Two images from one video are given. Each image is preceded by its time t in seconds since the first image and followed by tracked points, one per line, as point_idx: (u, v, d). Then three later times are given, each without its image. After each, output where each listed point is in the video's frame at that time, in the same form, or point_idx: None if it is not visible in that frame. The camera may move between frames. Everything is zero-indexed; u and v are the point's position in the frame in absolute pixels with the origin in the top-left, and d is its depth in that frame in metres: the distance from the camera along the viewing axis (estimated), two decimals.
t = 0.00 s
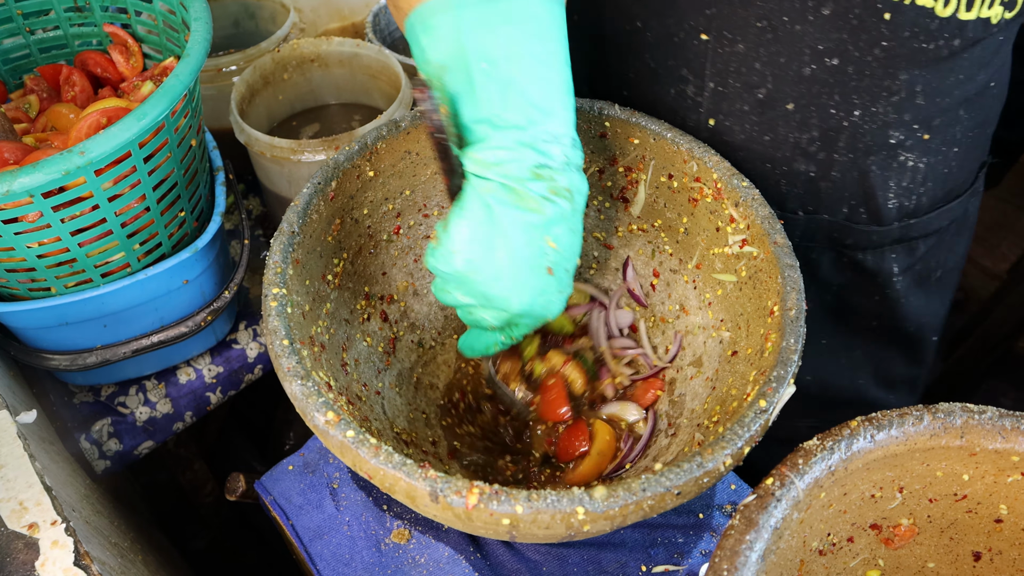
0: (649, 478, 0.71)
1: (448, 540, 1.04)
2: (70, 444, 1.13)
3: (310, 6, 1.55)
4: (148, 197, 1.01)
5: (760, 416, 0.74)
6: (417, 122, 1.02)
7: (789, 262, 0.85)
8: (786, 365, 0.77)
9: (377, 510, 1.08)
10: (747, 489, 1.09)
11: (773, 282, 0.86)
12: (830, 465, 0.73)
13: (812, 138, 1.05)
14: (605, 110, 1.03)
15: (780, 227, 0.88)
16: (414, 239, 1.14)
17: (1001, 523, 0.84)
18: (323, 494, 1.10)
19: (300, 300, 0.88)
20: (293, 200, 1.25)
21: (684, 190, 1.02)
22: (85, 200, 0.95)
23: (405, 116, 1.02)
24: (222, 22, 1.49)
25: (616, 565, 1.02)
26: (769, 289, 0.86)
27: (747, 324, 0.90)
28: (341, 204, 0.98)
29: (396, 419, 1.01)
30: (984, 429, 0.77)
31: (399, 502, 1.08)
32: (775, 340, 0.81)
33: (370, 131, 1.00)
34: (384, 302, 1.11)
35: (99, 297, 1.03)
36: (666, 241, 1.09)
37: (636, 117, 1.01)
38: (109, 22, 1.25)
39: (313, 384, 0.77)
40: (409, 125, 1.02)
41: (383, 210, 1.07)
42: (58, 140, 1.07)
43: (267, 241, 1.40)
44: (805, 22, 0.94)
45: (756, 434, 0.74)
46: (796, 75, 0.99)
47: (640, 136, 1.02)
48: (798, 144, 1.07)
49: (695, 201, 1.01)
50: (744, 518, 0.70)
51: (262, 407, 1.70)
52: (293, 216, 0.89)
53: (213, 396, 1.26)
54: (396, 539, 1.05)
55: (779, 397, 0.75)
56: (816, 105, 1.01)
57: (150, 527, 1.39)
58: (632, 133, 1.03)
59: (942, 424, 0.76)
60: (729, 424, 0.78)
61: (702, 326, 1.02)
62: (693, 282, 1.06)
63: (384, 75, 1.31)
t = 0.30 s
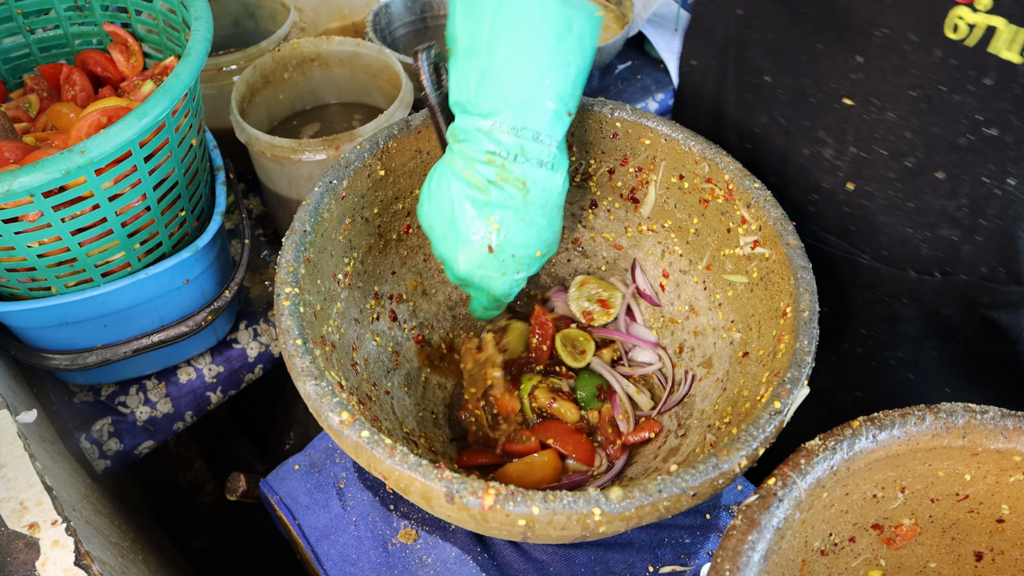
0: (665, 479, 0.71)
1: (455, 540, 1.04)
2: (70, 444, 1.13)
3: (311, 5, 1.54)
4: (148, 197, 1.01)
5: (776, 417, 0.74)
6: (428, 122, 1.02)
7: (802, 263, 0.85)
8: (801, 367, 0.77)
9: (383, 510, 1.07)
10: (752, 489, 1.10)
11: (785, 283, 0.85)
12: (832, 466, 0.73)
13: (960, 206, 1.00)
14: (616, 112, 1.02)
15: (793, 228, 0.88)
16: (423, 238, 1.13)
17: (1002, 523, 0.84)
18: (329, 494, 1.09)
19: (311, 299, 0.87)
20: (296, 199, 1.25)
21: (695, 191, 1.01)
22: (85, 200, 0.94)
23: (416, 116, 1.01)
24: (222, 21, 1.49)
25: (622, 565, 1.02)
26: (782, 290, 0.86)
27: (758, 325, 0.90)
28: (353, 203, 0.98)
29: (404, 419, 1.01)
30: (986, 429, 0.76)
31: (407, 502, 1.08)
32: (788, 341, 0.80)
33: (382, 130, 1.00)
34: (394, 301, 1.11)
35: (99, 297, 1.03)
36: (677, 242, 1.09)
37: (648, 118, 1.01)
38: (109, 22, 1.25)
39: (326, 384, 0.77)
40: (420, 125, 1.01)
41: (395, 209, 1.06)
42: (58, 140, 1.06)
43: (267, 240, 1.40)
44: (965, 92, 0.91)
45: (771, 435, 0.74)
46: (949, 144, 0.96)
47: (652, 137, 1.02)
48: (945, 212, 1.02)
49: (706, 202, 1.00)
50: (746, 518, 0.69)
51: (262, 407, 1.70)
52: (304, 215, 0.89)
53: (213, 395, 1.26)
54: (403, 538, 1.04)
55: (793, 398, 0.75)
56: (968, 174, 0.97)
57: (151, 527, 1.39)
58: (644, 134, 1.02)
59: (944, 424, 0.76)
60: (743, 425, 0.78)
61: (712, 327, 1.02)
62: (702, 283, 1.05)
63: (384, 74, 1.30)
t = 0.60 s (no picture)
0: (664, 481, 0.71)
1: (454, 541, 1.04)
2: (69, 445, 1.13)
3: (309, 5, 1.54)
4: (146, 197, 1.01)
5: (775, 418, 0.74)
6: (427, 122, 1.01)
7: (802, 264, 0.85)
8: (800, 368, 0.76)
9: (381, 510, 1.07)
10: (751, 490, 1.10)
11: (785, 284, 0.85)
12: (831, 466, 0.72)
13: None
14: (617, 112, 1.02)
15: (793, 229, 0.88)
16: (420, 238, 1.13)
17: (1001, 524, 0.84)
18: (327, 495, 1.09)
19: (310, 300, 0.87)
20: (295, 199, 1.25)
21: (695, 191, 1.00)
22: (83, 200, 0.94)
23: (413, 116, 1.01)
24: (221, 21, 1.49)
25: (621, 566, 1.02)
26: (782, 291, 0.86)
27: (758, 326, 0.90)
28: (351, 204, 0.97)
29: (403, 420, 1.01)
30: (985, 430, 0.76)
31: (405, 502, 1.07)
32: (788, 342, 0.80)
33: (382, 130, 0.99)
34: (393, 302, 1.11)
35: (96, 297, 1.02)
36: (676, 242, 1.07)
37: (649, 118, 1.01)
38: (107, 21, 1.25)
39: (326, 385, 0.77)
40: (419, 125, 1.01)
41: (393, 209, 1.06)
42: (55, 140, 1.06)
43: (265, 240, 1.40)
44: None
45: (771, 437, 0.74)
46: None
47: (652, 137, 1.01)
48: None
49: (706, 202, 0.99)
50: (745, 519, 0.69)
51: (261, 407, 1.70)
52: (303, 216, 0.88)
53: (212, 396, 1.26)
54: (401, 539, 1.04)
55: (794, 400, 0.75)
56: None
57: (149, 527, 1.39)
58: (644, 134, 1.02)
59: (943, 425, 0.76)
60: (742, 426, 0.77)
61: (712, 327, 1.02)
62: (702, 283, 1.05)
63: (382, 74, 1.30)
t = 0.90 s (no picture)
0: (660, 480, 0.71)
1: (452, 541, 1.04)
2: (67, 445, 1.13)
3: (307, 5, 1.54)
4: (143, 197, 1.01)
5: (771, 417, 0.74)
6: (424, 122, 1.01)
7: (798, 263, 0.85)
8: (797, 368, 0.76)
9: (379, 510, 1.07)
10: (748, 489, 1.10)
11: (782, 284, 0.85)
12: (828, 466, 0.72)
13: None
14: (612, 112, 1.02)
15: (789, 228, 0.88)
16: (418, 237, 1.13)
17: (999, 523, 0.84)
18: (325, 495, 1.09)
19: (306, 300, 0.87)
20: (293, 199, 1.24)
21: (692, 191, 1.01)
22: (81, 200, 0.94)
23: (411, 116, 1.01)
24: (218, 21, 1.49)
25: (618, 566, 1.02)
26: (778, 291, 0.86)
27: (755, 325, 0.90)
28: (348, 204, 0.97)
29: (401, 419, 1.02)
30: (983, 429, 0.76)
31: (403, 502, 1.07)
32: (784, 341, 0.80)
33: (379, 130, 0.99)
34: (390, 302, 1.11)
35: (94, 297, 1.02)
36: (673, 242, 1.08)
37: (644, 118, 1.01)
38: (104, 22, 1.25)
39: (322, 385, 0.77)
40: (416, 125, 1.01)
41: (390, 209, 1.06)
42: (52, 140, 1.06)
43: (263, 240, 1.40)
44: None
45: (767, 436, 0.74)
46: None
47: (648, 137, 1.02)
48: None
49: (702, 202, 1.00)
50: (742, 519, 0.69)
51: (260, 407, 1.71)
52: (299, 216, 0.88)
53: (210, 396, 1.26)
54: (399, 539, 1.04)
55: (789, 399, 0.75)
56: None
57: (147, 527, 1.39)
58: (640, 134, 1.02)
59: (940, 424, 0.76)
60: (738, 426, 0.77)
61: (709, 327, 1.01)
62: (699, 283, 1.04)
63: (380, 74, 1.30)
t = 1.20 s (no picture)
0: (660, 478, 0.71)
1: (451, 539, 1.04)
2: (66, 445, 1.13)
3: (306, 4, 1.54)
4: (143, 196, 1.01)
5: (771, 415, 0.74)
6: (423, 120, 1.01)
7: (798, 261, 0.84)
8: (797, 365, 0.76)
9: (379, 509, 1.07)
10: (748, 488, 1.11)
11: (781, 281, 0.85)
12: (828, 464, 0.72)
13: None
14: (612, 110, 1.02)
15: (789, 225, 0.88)
16: (417, 236, 1.13)
17: (998, 521, 0.84)
18: (324, 493, 1.09)
19: (306, 298, 0.87)
20: (292, 198, 1.24)
21: (691, 189, 1.01)
22: (80, 199, 0.94)
23: (411, 115, 1.01)
24: (217, 20, 1.49)
25: (618, 564, 1.02)
26: (778, 288, 0.86)
27: (754, 323, 0.90)
28: (347, 202, 0.97)
29: (401, 418, 1.02)
30: (982, 427, 0.76)
31: (402, 501, 1.07)
32: (784, 339, 0.80)
33: (379, 129, 0.99)
34: (390, 301, 1.11)
35: (93, 296, 1.02)
36: (672, 240, 1.08)
37: (643, 116, 1.01)
38: (103, 21, 1.24)
39: (321, 383, 0.77)
40: (415, 124, 1.01)
41: (389, 208, 1.06)
42: (52, 139, 1.06)
43: (262, 240, 1.40)
44: None
45: (767, 434, 0.74)
46: None
47: (647, 136, 1.02)
48: None
49: (702, 200, 1.00)
50: (741, 517, 0.69)
51: (259, 407, 1.71)
52: (299, 214, 0.88)
53: (210, 395, 1.26)
54: (398, 538, 1.04)
55: (789, 396, 0.75)
56: None
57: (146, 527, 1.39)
58: (639, 132, 1.02)
59: (940, 422, 0.75)
60: (738, 424, 0.77)
61: (708, 325, 1.01)
62: (698, 282, 1.04)
63: (379, 73, 1.29)
